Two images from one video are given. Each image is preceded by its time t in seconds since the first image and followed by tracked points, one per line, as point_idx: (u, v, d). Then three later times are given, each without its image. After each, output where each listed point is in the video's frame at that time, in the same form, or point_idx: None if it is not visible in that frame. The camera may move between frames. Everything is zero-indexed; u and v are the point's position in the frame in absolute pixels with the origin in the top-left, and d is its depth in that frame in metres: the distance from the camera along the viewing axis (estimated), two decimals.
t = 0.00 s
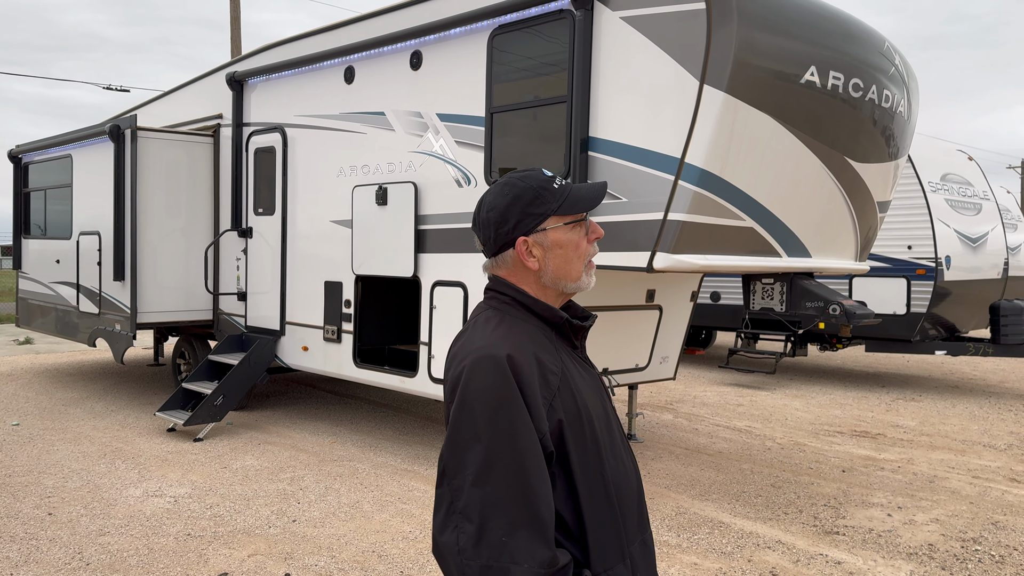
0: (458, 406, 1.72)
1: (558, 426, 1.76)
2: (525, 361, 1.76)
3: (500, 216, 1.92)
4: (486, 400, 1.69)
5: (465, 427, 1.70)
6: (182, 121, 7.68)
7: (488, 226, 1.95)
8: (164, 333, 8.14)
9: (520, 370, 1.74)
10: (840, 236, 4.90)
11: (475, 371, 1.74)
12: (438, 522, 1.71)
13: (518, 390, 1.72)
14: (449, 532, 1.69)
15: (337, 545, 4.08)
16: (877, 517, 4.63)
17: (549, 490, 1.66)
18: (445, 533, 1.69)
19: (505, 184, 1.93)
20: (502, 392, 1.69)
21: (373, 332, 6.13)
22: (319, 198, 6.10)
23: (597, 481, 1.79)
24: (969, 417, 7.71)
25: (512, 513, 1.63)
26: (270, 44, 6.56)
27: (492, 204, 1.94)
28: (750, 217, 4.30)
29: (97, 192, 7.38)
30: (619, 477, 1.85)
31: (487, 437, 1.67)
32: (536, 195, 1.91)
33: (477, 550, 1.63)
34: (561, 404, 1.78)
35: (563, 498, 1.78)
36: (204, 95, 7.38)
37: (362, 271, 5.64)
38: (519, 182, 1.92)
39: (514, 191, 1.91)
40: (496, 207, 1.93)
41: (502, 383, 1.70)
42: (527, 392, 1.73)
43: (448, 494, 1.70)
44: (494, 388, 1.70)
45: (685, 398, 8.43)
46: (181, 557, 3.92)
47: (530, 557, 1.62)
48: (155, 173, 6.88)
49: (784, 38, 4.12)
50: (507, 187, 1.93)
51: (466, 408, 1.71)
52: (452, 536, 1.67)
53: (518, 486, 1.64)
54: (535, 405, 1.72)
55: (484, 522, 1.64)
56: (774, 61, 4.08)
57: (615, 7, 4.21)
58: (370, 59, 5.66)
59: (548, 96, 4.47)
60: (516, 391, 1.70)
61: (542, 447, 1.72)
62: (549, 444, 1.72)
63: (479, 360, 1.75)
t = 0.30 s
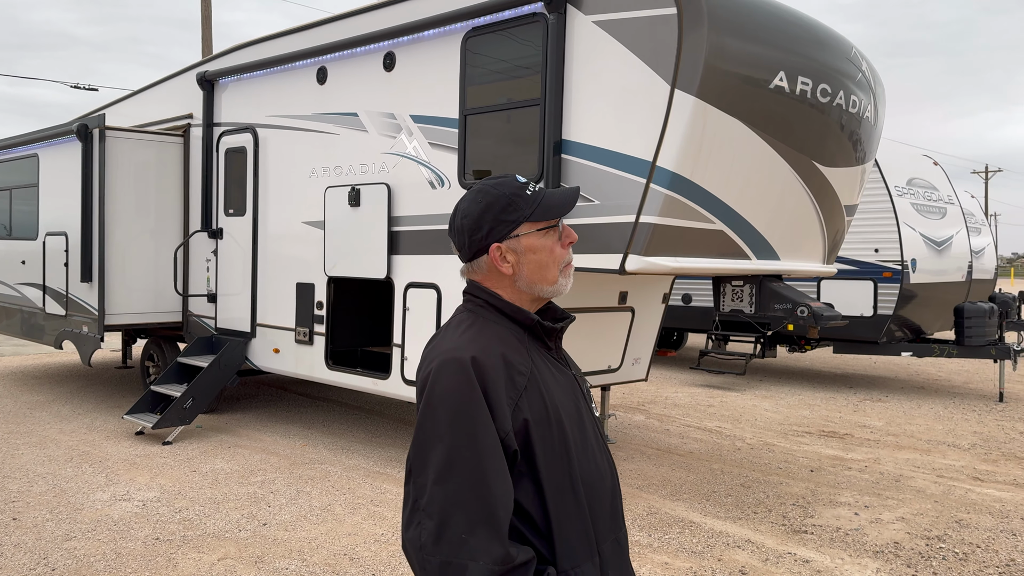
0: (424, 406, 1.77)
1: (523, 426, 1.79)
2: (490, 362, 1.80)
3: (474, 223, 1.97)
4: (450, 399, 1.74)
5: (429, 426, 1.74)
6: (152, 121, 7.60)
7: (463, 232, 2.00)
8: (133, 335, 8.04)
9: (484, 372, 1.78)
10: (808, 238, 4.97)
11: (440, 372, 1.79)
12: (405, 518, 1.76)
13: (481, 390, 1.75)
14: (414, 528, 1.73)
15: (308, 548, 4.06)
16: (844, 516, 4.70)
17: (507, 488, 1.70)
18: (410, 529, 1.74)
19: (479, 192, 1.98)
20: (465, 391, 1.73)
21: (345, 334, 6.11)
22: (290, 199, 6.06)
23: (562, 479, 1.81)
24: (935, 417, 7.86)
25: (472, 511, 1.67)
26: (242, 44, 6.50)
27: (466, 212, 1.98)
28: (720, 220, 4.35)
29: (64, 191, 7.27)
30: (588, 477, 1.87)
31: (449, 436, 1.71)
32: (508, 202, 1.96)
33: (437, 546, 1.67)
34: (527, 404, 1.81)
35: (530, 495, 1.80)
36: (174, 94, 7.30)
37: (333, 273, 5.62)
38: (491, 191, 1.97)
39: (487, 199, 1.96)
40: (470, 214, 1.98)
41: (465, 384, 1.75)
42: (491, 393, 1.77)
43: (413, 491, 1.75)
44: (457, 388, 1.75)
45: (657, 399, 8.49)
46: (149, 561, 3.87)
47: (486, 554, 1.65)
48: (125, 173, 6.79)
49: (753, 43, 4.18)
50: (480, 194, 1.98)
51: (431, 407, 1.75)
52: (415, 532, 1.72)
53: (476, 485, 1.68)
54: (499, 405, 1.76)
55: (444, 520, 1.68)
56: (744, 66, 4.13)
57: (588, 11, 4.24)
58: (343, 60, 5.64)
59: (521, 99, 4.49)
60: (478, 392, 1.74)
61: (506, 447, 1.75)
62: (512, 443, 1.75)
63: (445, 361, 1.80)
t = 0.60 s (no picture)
0: (373, 392, 1.76)
1: (469, 416, 1.77)
2: (438, 352, 1.79)
3: (445, 219, 1.97)
4: (397, 386, 1.73)
5: (377, 412, 1.74)
6: (90, 117, 7.38)
7: (432, 225, 2.00)
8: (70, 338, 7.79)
9: (431, 362, 1.77)
10: (751, 240, 5.05)
11: (390, 359, 1.78)
12: (350, 499, 1.77)
13: (427, 379, 1.74)
14: (357, 510, 1.74)
15: (249, 555, 3.97)
16: (786, 514, 4.79)
17: (449, 474, 1.69)
18: (354, 509, 1.75)
19: (457, 191, 1.99)
20: (413, 380, 1.73)
21: (290, 337, 6.00)
22: (234, 199, 5.94)
23: (505, 468, 1.80)
24: (874, 416, 8.06)
25: (414, 495, 1.67)
26: (184, 40, 6.35)
27: (440, 207, 1.99)
28: (665, 222, 4.39)
29: None
30: (533, 468, 1.86)
31: (396, 422, 1.71)
32: (482, 207, 1.97)
33: (379, 527, 1.68)
34: (474, 395, 1.79)
35: (472, 484, 1.78)
36: (113, 90, 7.10)
37: (278, 274, 5.52)
38: (470, 193, 1.99)
39: (463, 200, 1.98)
40: (444, 210, 1.98)
41: (413, 372, 1.74)
42: (437, 382, 1.76)
43: (359, 474, 1.75)
44: (404, 377, 1.74)
45: (607, 400, 8.55)
46: (82, 571, 3.74)
47: (424, 536, 1.65)
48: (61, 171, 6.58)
49: (697, 49, 4.23)
50: (458, 193, 1.99)
51: (379, 393, 1.75)
52: (359, 513, 1.73)
53: (419, 470, 1.68)
54: (444, 395, 1.75)
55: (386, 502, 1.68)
56: (688, 71, 4.18)
57: (535, 13, 4.24)
58: (288, 57, 5.55)
59: (469, 100, 4.47)
60: (424, 382, 1.73)
61: (450, 436, 1.74)
62: (455, 432, 1.74)
63: (395, 350, 1.79)
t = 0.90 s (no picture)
0: (322, 392, 1.72)
1: (419, 419, 1.74)
2: (392, 353, 1.75)
3: (393, 222, 1.93)
4: (348, 388, 1.69)
5: (325, 413, 1.70)
6: (36, 115, 7.17)
7: (382, 231, 1.95)
8: (14, 341, 7.56)
9: (385, 363, 1.73)
10: (706, 244, 5.09)
11: (340, 360, 1.73)
12: (295, 500, 1.72)
13: (379, 380, 1.71)
14: (302, 511, 1.70)
15: (196, 564, 3.88)
16: (740, 514, 4.82)
17: (398, 477, 1.66)
18: (299, 511, 1.70)
19: (404, 194, 1.95)
20: (363, 382, 1.69)
21: (241, 340, 5.88)
22: (184, 199, 5.81)
23: (455, 472, 1.77)
24: (828, 416, 8.18)
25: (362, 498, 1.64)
26: (133, 36, 6.20)
27: (388, 212, 1.94)
28: (620, 224, 4.39)
29: None
30: (483, 472, 1.84)
31: (345, 424, 1.67)
32: (431, 208, 1.93)
33: (325, 530, 1.65)
34: (425, 398, 1.76)
35: (421, 487, 1.76)
36: (60, 87, 6.90)
37: (229, 276, 5.41)
38: (417, 195, 1.94)
39: (411, 202, 1.93)
40: (392, 213, 1.94)
41: (364, 373, 1.70)
42: (389, 384, 1.72)
43: (305, 475, 1.71)
44: (355, 377, 1.70)
45: (566, 402, 8.55)
46: None
47: (370, 540, 1.62)
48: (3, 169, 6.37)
49: (651, 51, 4.24)
50: (406, 196, 1.95)
51: (328, 394, 1.70)
52: (304, 515, 1.69)
53: (368, 473, 1.64)
54: (396, 397, 1.72)
55: (333, 504, 1.65)
56: (642, 73, 4.19)
57: (490, 12, 4.21)
58: (240, 55, 5.45)
59: (424, 100, 4.42)
60: (377, 383, 1.69)
61: (399, 439, 1.71)
62: (406, 434, 1.71)
63: (346, 350, 1.75)
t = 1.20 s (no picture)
0: (258, 389, 1.68)
1: (360, 416, 1.72)
2: (332, 350, 1.72)
3: (339, 220, 1.89)
4: (285, 383, 1.65)
5: (261, 409, 1.66)
6: None
7: (327, 228, 1.90)
8: None
9: (325, 360, 1.70)
10: (666, 244, 5.10)
11: (279, 355, 1.70)
12: (228, 500, 1.68)
13: (319, 376, 1.68)
14: (234, 512, 1.65)
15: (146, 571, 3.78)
16: (700, 513, 4.84)
17: (336, 475, 1.63)
18: (232, 512, 1.66)
19: (349, 190, 1.91)
20: (302, 377, 1.66)
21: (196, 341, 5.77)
22: (138, 197, 5.69)
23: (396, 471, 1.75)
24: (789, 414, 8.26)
25: (297, 496, 1.60)
26: (84, 31, 6.05)
27: (333, 208, 1.90)
28: (580, 224, 4.38)
29: None
30: (425, 474, 1.82)
31: (282, 420, 1.64)
32: (377, 204, 1.90)
33: (257, 530, 1.60)
34: (366, 395, 1.74)
35: (359, 487, 1.73)
36: (10, 83, 6.71)
37: (183, 276, 5.30)
38: (362, 190, 1.91)
39: (356, 198, 1.89)
40: (337, 211, 1.90)
41: (302, 368, 1.67)
42: (329, 380, 1.69)
43: (239, 474, 1.66)
44: (294, 372, 1.66)
45: (531, 402, 8.54)
46: None
47: (306, 539, 1.58)
48: None
49: (610, 51, 4.24)
50: (350, 192, 1.91)
51: (265, 390, 1.67)
52: (236, 515, 1.64)
53: (305, 470, 1.61)
54: (336, 394, 1.69)
55: (267, 502, 1.61)
56: (601, 73, 4.18)
57: (449, 10, 4.18)
58: (195, 51, 5.34)
59: (382, 97, 4.36)
60: (316, 378, 1.67)
61: (338, 436, 1.68)
62: (346, 432, 1.68)
63: (285, 346, 1.71)
